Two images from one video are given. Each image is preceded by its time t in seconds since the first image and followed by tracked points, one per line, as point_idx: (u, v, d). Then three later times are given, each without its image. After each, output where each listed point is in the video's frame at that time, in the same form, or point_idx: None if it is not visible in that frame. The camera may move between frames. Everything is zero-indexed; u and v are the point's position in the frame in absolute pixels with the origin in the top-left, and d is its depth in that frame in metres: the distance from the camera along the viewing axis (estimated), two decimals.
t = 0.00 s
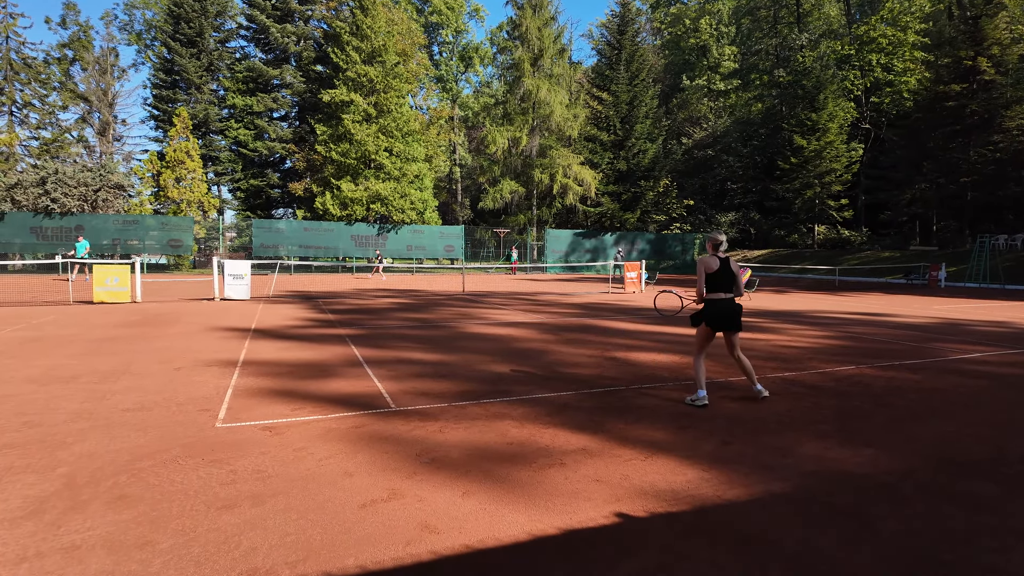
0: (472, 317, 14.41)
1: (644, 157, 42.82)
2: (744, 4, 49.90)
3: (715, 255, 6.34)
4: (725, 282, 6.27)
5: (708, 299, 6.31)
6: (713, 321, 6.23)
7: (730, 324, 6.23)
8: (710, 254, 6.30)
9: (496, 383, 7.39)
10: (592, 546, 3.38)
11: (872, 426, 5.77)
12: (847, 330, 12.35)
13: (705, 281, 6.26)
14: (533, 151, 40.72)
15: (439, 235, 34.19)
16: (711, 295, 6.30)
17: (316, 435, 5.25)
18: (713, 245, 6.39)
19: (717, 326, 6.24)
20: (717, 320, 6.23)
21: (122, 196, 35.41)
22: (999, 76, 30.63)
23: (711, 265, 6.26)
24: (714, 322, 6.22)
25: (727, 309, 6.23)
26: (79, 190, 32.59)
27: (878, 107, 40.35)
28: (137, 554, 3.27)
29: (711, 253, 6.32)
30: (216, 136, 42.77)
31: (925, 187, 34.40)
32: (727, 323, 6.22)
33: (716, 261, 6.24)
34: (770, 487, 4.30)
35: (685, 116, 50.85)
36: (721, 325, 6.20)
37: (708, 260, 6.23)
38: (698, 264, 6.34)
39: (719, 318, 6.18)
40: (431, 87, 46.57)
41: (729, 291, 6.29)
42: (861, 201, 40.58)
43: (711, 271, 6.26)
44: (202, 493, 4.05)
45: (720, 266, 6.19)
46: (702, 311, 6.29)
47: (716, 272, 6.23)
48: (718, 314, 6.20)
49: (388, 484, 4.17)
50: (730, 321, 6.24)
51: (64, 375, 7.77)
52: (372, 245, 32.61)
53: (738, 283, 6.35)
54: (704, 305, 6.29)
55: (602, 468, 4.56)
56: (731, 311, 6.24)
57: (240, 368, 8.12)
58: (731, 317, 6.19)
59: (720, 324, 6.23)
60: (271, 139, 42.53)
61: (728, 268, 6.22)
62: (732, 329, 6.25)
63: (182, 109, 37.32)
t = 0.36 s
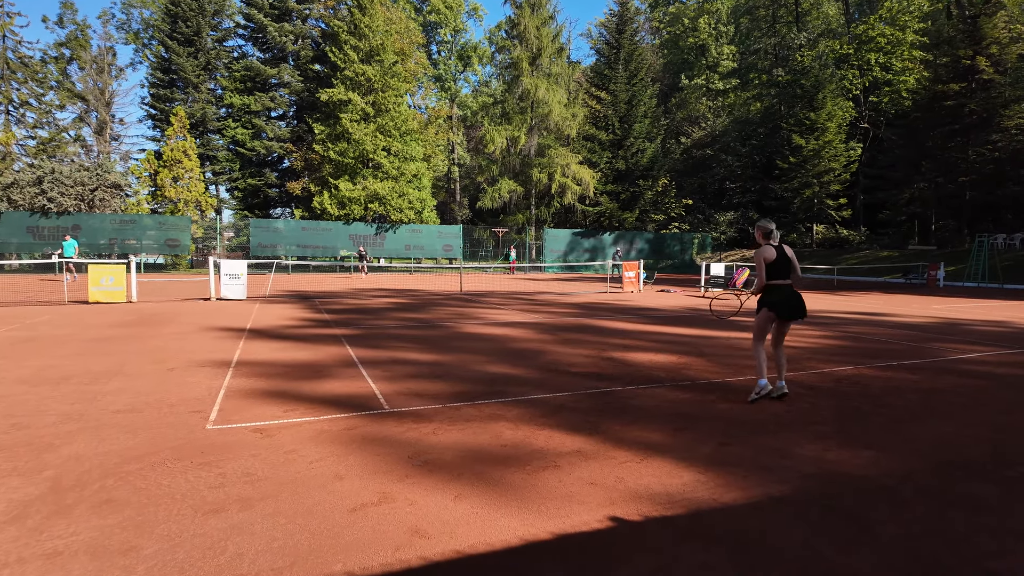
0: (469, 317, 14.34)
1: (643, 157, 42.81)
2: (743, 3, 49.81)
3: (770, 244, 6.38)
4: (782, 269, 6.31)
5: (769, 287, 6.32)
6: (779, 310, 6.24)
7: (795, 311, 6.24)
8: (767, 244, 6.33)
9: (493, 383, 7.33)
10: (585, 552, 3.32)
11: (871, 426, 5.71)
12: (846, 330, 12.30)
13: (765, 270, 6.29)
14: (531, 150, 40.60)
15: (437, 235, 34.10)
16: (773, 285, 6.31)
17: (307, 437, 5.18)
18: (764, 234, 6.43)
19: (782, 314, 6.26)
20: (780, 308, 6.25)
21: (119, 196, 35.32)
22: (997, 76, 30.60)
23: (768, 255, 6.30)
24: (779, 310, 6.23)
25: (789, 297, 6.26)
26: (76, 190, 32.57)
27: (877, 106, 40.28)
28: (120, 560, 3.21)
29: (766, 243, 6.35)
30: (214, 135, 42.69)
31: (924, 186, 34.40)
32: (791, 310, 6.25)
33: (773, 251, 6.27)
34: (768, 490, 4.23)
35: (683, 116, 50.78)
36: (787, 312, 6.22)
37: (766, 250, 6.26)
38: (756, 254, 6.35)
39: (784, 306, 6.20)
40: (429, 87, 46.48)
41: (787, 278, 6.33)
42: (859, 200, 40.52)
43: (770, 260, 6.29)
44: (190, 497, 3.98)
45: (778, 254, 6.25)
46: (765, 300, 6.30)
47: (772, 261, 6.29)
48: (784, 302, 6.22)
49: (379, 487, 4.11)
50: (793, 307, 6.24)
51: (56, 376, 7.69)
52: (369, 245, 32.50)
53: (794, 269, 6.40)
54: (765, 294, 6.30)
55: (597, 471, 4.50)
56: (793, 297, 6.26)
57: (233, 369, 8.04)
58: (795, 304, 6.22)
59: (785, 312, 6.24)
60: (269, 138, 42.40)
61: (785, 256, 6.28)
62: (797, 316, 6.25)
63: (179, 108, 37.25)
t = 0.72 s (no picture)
0: (457, 317, 14.29)
1: (633, 156, 42.96)
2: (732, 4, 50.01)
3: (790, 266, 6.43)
4: (802, 289, 6.36)
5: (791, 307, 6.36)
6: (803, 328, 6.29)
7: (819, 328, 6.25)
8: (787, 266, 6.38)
9: (479, 384, 7.29)
10: (562, 555, 3.28)
11: (854, 427, 5.72)
12: (833, 330, 12.36)
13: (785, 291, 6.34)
14: (522, 150, 40.53)
15: (427, 235, 33.96)
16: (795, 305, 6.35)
17: (287, 439, 5.11)
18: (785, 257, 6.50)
19: (806, 332, 6.29)
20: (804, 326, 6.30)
21: (105, 195, 34.90)
22: (983, 77, 30.93)
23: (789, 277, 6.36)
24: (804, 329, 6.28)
25: (813, 315, 6.27)
26: (61, 190, 32.22)
27: (865, 107, 40.60)
28: (85, 567, 3.13)
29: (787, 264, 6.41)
30: (202, 134, 42.34)
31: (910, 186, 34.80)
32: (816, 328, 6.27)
33: (792, 272, 6.32)
34: (749, 490, 4.23)
35: (674, 116, 51.01)
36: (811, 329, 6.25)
37: (786, 271, 6.32)
38: (777, 277, 6.42)
39: (807, 324, 6.23)
40: (419, 86, 46.32)
41: (810, 297, 6.37)
42: (847, 201, 40.84)
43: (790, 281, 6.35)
44: (162, 501, 3.90)
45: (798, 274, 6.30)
46: (786, 319, 6.36)
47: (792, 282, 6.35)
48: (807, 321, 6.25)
49: (357, 491, 4.05)
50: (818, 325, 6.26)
51: (33, 378, 7.56)
52: (359, 245, 32.32)
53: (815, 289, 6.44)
54: (786, 314, 6.36)
55: (578, 473, 4.47)
56: (817, 315, 6.26)
57: (215, 370, 7.94)
58: (818, 322, 6.24)
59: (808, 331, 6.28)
60: (257, 137, 42.06)
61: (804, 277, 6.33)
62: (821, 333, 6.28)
63: (166, 107, 36.93)
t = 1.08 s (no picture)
0: (439, 317, 14.20)
1: (618, 157, 43.12)
2: (717, 5, 50.27)
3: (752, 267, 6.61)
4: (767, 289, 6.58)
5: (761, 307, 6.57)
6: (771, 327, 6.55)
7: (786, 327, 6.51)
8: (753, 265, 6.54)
9: (456, 385, 7.23)
10: (524, 558, 3.24)
11: (826, 426, 5.74)
12: (812, 329, 12.45)
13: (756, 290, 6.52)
14: (508, 150, 40.48)
15: (413, 235, 33.81)
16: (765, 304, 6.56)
17: (254, 443, 5.02)
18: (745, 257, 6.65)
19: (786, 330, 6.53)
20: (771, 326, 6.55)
21: (84, 195, 34.37)
22: (962, 78, 31.35)
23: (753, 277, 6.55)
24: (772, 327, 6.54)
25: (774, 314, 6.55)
26: (38, 189, 31.69)
27: (848, 108, 41.03)
28: None
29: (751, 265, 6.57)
30: (185, 133, 41.83)
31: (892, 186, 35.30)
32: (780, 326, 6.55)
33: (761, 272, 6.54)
34: (718, 490, 4.21)
35: (659, 117, 51.29)
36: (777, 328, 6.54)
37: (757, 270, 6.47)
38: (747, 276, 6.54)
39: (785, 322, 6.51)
40: (405, 85, 46.07)
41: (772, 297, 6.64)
42: (830, 201, 41.25)
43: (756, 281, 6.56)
44: (119, 508, 3.80)
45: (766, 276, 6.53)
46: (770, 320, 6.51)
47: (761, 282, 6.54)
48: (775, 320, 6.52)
49: (320, 495, 3.98)
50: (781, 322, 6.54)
51: None
52: (343, 245, 32.08)
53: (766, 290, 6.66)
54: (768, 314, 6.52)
55: (547, 474, 4.43)
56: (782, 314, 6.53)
57: (187, 372, 7.81)
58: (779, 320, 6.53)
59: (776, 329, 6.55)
60: (241, 136, 41.62)
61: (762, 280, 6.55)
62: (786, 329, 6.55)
63: (147, 106, 36.43)
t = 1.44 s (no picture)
0: (426, 317, 14.13)
1: (609, 157, 43.20)
2: (708, 6, 50.39)
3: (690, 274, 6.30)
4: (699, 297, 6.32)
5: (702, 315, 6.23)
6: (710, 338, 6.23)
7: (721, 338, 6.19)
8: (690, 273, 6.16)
9: (437, 386, 7.19)
10: (492, 562, 3.21)
11: (805, 426, 5.74)
12: (797, 328, 12.49)
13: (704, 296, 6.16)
14: (499, 150, 40.43)
15: (404, 235, 33.66)
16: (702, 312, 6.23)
17: (228, 446, 4.96)
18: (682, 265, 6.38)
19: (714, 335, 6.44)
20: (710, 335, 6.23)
21: (70, 195, 34.02)
22: (949, 80, 31.58)
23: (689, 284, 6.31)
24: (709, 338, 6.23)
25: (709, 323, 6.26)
26: (24, 189, 31.36)
27: (837, 109, 41.24)
28: None
29: (690, 272, 6.22)
30: (173, 132, 41.51)
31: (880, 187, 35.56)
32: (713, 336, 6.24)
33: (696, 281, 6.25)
34: (692, 492, 4.19)
35: (651, 117, 51.40)
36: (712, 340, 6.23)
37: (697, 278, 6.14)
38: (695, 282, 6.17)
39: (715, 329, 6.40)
40: (396, 85, 45.85)
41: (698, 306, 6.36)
42: (820, 201, 41.46)
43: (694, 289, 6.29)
44: (83, 513, 3.74)
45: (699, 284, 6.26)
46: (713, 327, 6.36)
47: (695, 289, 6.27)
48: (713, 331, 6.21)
49: (290, 499, 3.93)
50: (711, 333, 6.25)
51: None
52: (334, 245, 31.87)
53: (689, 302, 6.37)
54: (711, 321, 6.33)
55: (522, 477, 4.39)
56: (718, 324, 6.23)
57: (166, 374, 7.72)
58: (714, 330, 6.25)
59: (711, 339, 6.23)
60: (230, 136, 41.34)
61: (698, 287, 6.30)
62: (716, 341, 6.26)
63: (134, 104, 36.12)
